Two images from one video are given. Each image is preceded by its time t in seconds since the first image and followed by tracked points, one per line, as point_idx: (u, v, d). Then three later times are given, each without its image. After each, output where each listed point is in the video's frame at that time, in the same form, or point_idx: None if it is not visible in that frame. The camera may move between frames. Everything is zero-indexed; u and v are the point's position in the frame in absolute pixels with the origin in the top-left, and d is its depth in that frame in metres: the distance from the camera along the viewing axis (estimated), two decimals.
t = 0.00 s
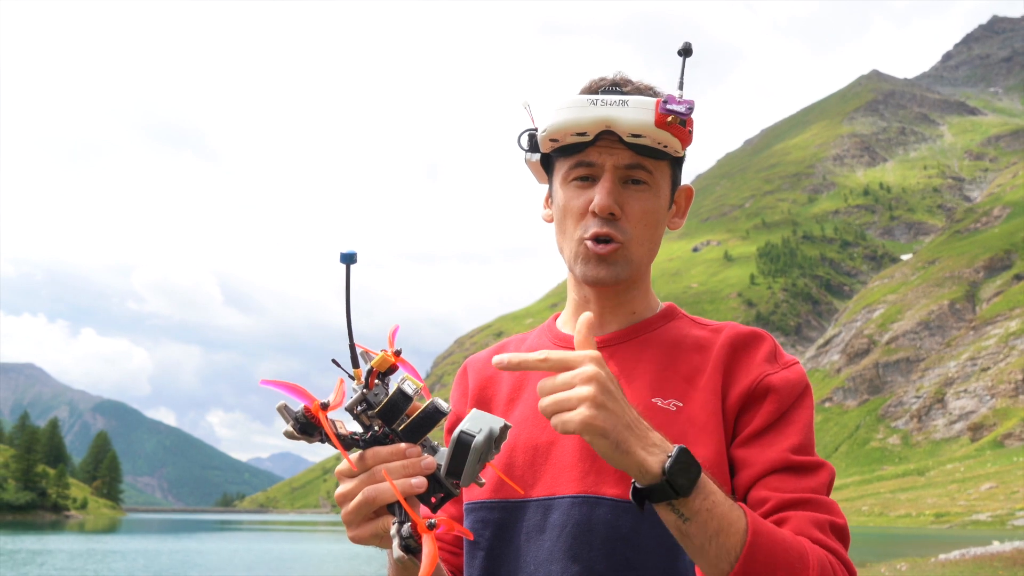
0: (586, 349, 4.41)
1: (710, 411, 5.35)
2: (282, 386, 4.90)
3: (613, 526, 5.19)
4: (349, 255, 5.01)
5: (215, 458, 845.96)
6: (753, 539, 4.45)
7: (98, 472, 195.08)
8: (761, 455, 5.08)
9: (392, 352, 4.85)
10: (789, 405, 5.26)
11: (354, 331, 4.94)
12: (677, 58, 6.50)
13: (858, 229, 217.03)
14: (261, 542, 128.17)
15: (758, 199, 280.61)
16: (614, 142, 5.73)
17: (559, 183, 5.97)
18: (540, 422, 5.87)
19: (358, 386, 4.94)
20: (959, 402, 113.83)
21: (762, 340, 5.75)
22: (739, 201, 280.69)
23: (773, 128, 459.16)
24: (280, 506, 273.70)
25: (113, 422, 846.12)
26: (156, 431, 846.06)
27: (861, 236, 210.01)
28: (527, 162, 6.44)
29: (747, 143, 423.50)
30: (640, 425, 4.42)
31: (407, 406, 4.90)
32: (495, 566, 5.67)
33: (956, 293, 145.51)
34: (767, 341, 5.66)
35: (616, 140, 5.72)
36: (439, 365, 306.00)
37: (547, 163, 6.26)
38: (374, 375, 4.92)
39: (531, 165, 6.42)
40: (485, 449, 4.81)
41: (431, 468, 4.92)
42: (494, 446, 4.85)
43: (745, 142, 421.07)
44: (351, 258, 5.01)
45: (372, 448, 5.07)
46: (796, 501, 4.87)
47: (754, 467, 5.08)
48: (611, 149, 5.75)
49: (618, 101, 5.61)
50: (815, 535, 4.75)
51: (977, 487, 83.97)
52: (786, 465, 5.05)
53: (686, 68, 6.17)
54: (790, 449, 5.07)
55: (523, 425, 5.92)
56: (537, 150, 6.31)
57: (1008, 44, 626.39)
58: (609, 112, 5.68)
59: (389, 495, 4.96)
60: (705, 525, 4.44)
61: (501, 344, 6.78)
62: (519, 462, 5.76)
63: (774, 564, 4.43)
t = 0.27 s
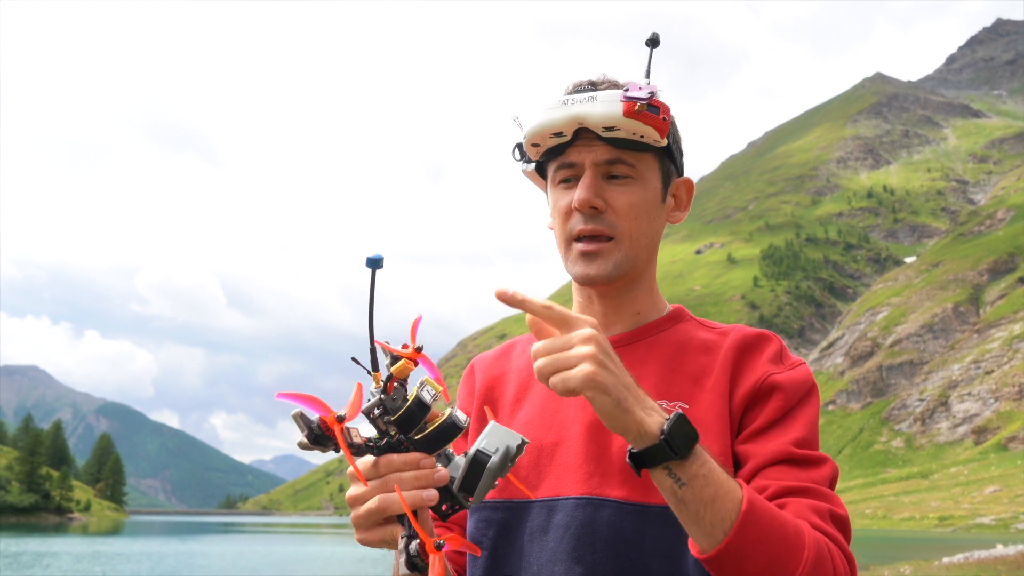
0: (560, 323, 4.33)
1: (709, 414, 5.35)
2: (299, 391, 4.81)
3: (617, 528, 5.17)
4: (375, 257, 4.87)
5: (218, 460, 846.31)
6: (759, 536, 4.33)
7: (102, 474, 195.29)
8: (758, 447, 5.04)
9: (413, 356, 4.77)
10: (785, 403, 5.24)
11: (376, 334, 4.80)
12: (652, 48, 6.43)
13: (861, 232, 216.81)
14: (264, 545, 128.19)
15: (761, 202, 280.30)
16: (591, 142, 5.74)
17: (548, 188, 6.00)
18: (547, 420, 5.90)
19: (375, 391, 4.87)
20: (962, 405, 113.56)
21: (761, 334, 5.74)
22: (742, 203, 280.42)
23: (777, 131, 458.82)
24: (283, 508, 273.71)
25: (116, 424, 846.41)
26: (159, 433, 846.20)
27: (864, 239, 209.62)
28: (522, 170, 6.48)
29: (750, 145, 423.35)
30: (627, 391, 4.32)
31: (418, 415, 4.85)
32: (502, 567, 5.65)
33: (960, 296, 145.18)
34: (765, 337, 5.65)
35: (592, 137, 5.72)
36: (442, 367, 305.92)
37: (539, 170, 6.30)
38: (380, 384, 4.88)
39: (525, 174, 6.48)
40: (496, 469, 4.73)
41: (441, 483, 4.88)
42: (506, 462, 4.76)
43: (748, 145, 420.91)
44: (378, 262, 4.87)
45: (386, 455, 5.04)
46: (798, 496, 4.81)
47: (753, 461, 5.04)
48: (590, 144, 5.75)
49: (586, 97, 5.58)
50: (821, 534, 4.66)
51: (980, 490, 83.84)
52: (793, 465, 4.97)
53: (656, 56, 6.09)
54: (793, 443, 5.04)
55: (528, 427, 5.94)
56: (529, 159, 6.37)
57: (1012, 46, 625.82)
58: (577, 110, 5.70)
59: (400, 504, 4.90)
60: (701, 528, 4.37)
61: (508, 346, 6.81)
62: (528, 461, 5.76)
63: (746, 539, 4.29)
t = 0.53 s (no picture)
0: (515, 278, 4.32)
1: (711, 420, 5.36)
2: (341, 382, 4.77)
3: (616, 527, 5.19)
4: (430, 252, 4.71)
5: (219, 461, 846.52)
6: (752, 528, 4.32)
7: (103, 475, 195.31)
8: (744, 433, 5.06)
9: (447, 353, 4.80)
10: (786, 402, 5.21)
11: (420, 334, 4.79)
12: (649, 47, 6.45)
13: (862, 233, 216.79)
14: (265, 546, 128.18)
15: (762, 203, 280.29)
16: (584, 144, 5.75)
17: (544, 193, 6.02)
18: (549, 422, 5.93)
19: (409, 385, 4.83)
20: (964, 407, 113.32)
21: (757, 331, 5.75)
22: (744, 204, 280.47)
23: (778, 132, 458.84)
24: (285, 509, 273.82)
25: (118, 426, 846.49)
26: (160, 434, 846.24)
27: (865, 240, 209.41)
28: (517, 179, 6.51)
29: (751, 146, 423.38)
30: (588, 343, 4.28)
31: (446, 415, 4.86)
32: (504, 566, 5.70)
33: (962, 297, 144.90)
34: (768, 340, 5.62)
35: (584, 140, 5.76)
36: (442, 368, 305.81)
37: (533, 179, 6.34)
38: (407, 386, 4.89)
39: (521, 184, 6.51)
40: (526, 473, 4.78)
41: (471, 482, 4.88)
42: (533, 469, 4.79)
43: (749, 146, 420.97)
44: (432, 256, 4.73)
45: (416, 450, 5.08)
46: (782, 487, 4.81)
47: (741, 447, 5.05)
48: (582, 148, 5.77)
49: (576, 101, 5.61)
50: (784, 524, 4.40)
51: (982, 492, 83.73)
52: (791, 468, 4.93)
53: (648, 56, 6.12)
54: (790, 441, 5.01)
55: (532, 425, 5.99)
56: (523, 168, 6.41)
57: (1012, 47, 627.69)
58: (569, 113, 5.72)
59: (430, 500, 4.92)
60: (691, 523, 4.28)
61: (510, 350, 6.87)
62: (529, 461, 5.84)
63: (687, 509, 4.15)
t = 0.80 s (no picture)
0: (550, 334, 4.42)
1: (710, 416, 5.39)
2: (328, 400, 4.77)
3: (613, 529, 5.17)
4: (409, 271, 4.97)
5: (217, 462, 846.30)
6: (749, 515, 4.33)
7: (101, 476, 195.11)
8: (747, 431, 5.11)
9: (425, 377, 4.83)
10: (780, 393, 5.27)
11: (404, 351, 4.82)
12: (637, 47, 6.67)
13: (860, 233, 217.08)
14: (263, 547, 128.08)
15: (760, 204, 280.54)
16: (580, 136, 5.87)
17: (538, 191, 6.12)
18: (546, 424, 5.91)
19: (398, 400, 4.89)
20: (962, 406, 113.30)
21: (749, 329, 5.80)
22: (742, 205, 280.69)
23: (776, 133, 459.49)
24: (284, 511, 273.52)
25: (116, 427, 846.21)
26: (158, 435, 845.96)
27: (863, 241, 209.51)
28: (507, 186, 6.56)
29: (749, 147, 423.82)
30: (626, 404, 4.32)
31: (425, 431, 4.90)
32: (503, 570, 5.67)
33: (959, 297, 144.91)
34: (762, 337, 5.70)
35: (580, 132, 5.87)
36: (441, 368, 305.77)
37: (525, 183, 6.40)
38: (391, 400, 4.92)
39: (511, 190, 6.58)
40: (511, 489, 4.84)
41: (458, 497, 4.90)
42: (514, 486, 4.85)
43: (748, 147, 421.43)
44: (412, 275, 4.97)
45: (403, 467, 5.05)
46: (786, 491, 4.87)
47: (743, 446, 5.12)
48: (577, 140, 5.88)
49: (571, 92, 5.79)
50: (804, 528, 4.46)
51: (980, 491, 83.81)
52: (795, 470, 4.92)
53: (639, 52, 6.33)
54: (790, 440, 5.05)
55: (526, 431, 5.97)
56: (514, 173, 6.47)
57: (1010, 48, 628.77)
58: (564, 106, 5.85)
59: (416, 518, 4.93)
60: (691, 510, 4.34)
61: (504, 353, 6.89)
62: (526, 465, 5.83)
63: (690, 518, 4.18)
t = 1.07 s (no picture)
0: None
1: (715, 427, 5.47)
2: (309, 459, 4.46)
3: (622, 544, 5.21)
4: (386, 314, 4.41)
5: (215, 464, 846.03)
6: None
7: (99, 478, 194.91)
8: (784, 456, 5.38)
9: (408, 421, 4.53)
10: (783, 402, 5.46)
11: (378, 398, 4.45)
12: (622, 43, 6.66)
13: (858, 234, 217.38)
14: (261, 548, 128.15)
15: (758, 205, 280.97)
16: (566, 131, 5.91)
17: (524, 189, 6.12)
18: (542, 436, 5.86)
19: (382, 448, 4.62)
20: (959, 407, 113.53)
21: (739, 335, 5.98)
22: (740, 207, 281.16)
23: (773, 134, 460.23)
24: (282, 512, 273.42)
25: (113, 429, 846.00)
26: (156, 437, 845.92)
27: (861, 242, 209.85)
28: (491, 189, 6.47)
29: (747, 149, 424.49)
30: None
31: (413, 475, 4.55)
32: None
33: (957, 298, 145.25)
34: (761, 346, 5.80)
35: (565, 125, 5.90)
36: (439, 370, 305.75)
37: (510, 187, 6.33)
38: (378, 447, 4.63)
39: (494, 194, 6.49)
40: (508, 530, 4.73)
41: (452, 544, 4.65)
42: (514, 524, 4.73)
43: (745, 149, 422.21)
44: (387, 318, 4.43)
45: (396, 515, 4.75)
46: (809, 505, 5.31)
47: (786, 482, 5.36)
48: (564, 134, 5.91)
49: (556, 86, 5.82)
50: (837, 536, 5.18)
51: (978, 492, 84.00)
52: (809, 489, 5.32)
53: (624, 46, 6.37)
54: (796, 455, 5.33)
55: (524, 439, 5.91)
56: (498, 175, 6.39)
57: (1007, 48, 630.22)
58: (550, 100, 5.88)
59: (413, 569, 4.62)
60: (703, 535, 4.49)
61: (491, 352, 6.81)
62: (526, 477, 5.76)
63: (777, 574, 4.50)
